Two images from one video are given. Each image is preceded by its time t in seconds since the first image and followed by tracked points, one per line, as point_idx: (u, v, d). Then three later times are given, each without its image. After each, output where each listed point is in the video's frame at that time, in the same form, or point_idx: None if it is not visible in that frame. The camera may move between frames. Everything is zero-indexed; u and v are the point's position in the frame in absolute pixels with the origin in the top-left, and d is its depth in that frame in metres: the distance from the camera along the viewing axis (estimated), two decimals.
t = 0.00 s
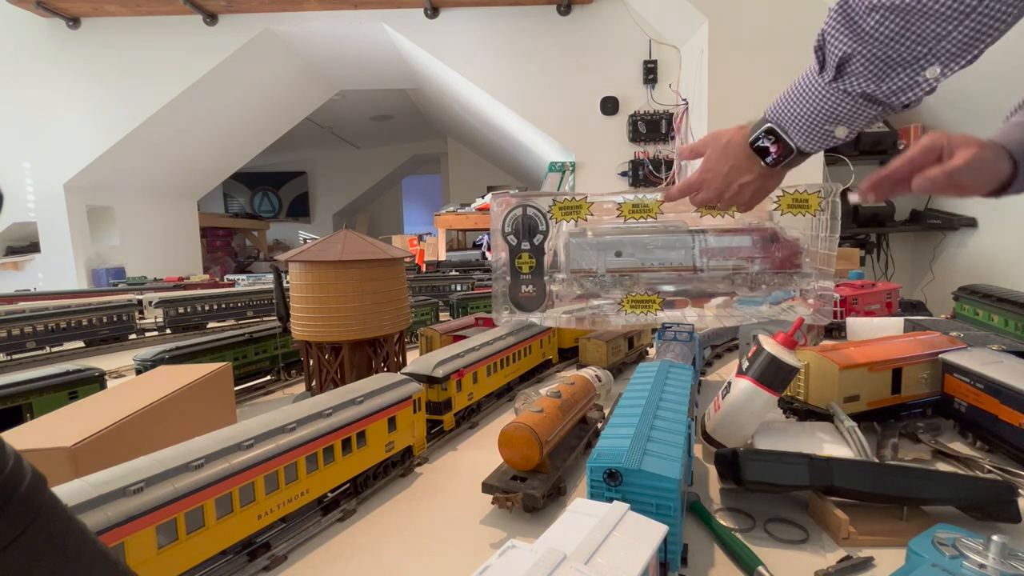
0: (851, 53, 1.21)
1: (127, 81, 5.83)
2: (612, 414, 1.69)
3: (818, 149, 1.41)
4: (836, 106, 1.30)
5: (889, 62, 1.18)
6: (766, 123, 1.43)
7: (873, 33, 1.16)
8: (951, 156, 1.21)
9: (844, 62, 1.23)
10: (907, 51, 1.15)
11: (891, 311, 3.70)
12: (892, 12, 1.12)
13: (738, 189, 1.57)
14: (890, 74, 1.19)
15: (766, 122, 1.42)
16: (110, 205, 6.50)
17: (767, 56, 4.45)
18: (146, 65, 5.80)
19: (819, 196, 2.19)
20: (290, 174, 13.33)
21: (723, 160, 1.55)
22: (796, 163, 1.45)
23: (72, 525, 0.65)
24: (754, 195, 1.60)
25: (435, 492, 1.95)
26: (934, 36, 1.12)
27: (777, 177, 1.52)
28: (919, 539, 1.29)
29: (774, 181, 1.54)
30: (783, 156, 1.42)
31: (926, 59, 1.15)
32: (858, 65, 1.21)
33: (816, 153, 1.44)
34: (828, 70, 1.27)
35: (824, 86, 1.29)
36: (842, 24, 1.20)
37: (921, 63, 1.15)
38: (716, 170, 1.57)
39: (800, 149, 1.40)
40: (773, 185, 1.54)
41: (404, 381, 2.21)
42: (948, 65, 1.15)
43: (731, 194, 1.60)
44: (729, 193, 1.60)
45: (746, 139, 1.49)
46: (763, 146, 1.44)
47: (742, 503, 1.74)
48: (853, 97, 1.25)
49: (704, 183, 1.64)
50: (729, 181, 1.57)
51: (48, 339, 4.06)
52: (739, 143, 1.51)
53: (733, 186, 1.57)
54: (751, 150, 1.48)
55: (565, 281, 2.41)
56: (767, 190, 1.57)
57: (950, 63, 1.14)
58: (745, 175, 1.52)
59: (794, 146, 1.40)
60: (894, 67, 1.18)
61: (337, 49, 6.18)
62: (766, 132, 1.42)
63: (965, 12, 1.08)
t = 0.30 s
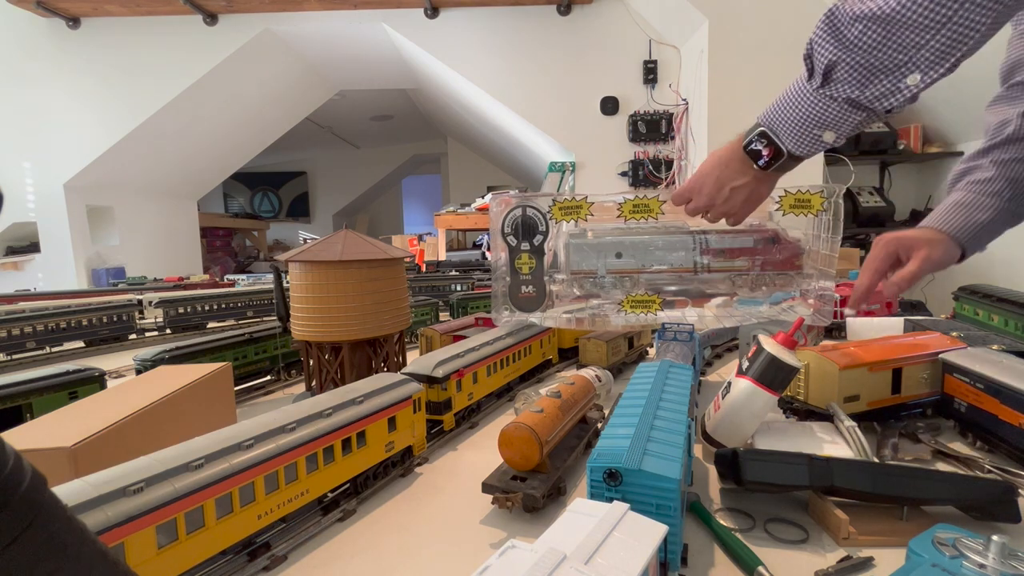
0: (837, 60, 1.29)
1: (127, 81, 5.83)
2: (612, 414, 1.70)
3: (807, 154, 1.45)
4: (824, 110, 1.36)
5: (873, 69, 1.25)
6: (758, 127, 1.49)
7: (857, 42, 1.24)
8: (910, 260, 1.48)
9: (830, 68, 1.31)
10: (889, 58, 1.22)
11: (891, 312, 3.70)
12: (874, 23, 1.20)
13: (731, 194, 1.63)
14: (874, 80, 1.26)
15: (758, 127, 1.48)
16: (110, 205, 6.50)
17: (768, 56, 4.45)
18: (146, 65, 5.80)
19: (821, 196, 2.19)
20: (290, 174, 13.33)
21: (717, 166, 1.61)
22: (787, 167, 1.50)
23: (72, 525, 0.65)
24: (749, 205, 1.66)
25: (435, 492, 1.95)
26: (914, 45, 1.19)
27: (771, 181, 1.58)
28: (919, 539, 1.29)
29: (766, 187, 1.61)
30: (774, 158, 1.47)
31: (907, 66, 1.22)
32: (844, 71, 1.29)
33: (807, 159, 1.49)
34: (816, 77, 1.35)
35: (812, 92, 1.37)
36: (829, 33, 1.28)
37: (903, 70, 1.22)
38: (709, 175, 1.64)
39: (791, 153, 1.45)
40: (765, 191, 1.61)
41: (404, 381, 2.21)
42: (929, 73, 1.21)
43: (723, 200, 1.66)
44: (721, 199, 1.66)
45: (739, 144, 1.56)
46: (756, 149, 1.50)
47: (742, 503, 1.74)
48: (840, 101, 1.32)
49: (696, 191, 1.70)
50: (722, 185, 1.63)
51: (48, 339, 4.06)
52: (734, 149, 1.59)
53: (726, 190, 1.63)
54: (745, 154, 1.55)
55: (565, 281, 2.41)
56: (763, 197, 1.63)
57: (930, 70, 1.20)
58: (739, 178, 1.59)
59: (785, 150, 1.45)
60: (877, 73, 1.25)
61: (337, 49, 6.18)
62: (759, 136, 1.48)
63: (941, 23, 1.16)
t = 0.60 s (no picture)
0: (829, 64, 1.32)
1: (127, 81, 5.83)
2: (612, 414, 1.70)
3: (802, 153, 1.50)
4: (816, 112, 1.40)
5: (863, 72, 1.27)
6: (756, 126, 1.54)
7: (849, 46, 1.26)
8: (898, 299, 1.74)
9: (822, 72, 1.34)
10: (879, 63, 1.24)
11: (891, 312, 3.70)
12: (865, 28, 1.22)
13: (728, 189, 1.70)
14: (865, 83, 1.28)
15: (755, 125, 1.53)
16: (110, 205, 6.50)
17: (768, 56, 4.44)
18: (146, 65, 5.80)
19: (821, 196, 2.19)
20: (290, 174, 13.33)
21: (715, 164, 1.68)
22: (783, 165, 1.55)
23: (71, 525, 0.65)
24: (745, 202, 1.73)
25: (435, 492, 1.95)
26: (903, 50, 1.20)
27: (767, 179, 1.64)
28: (919, 539, 1.29)
29: (762, 185, 1.66)
30: (770, 157, 1.53)
31: (896, 70, 1.23)
32: (835, 74, 1.32)
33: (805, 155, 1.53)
34: (810, 79, 1.38)
35: (807, 94, 1.40)
36: (822, 38, 1.31)
37: (892, 74, 1.24)
38: (707, 172, 1.70)
39: (787, 151, 1.50)
40: (761, 188, 1.66)
41: (404, 381, 2.21)
42: (918, 76, 1.23)
43: (721, 196, 1.73)
44: (719, 195, 1.74)
45: (737, 142, 1.61)
46: (753, 147, 1.55)
47: (743, 503, 1.74)
48: (833, 104, 1.35)
49: (695, 188, 1.77)
50: (721, 181, 1.69)
51: (48, 339, 4.06)
52: (732, 147, 1.64)
53: (724, 186, 1.70)
54: (741, 151, 1.60)
55: (565, 281, 2.40)
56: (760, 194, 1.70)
57: (918, 74, 1.22)
58: (736, 175, 1.65)
59: (781, 148, 1.50)
60: (868, 76, 1.27)
61: (337, 49, 6.18)
62: (756, 134, 1.53)
63: (929, 30, 1.17)
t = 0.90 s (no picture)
0: (831, 61, 1.32)
1: (127, 81, 5.83)
2: (612, 414, 1.70)
3: (804, 151, 1.49)
4: (818, 109, 1.40)
5: (866, 69, 1.27)
6: (758, 124, 1.54)
7: (851, 43, 1.26)
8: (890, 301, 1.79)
9: (824, 68, 1.35)
10: (881, 60, 1.24)
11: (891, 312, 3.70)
12: (867, 25, 1.23)
13: (731, 188, 1.69)
14: (868, 80, 1.28)
15: (758, 123, 1.53)
16: (110, 206, 6.50)
17: (768, 56, 4.44)
18: (146, 65, 5.80)
19: (821, 196, 2.19)
20: (290, 174, 13.33)
21: (718, 161, 1.66)
22: (785, 163, 1.55)
23: (72, 524, 0.65)
24: (746, 200, 1.72)
25: (435, 492, 1.95)
26: (905, 47, 1.21)
27: (769, 177, 1.63)
28: (919, 539, 1.29)
29: (765, 183, 1.66)
30: (772, 154, 1.53)
31: (899, 67, 1.24)
32: (837, 71, 1.32)
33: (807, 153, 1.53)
34: (812, 76, 1.38)
35: (809, 91, 1.40)
36: (824, 35, 1.31)
37: (895, 71, 1.24)
38: (709, 170, 1.69)
39: (789, 149, 1.50)
40: (764, 186, 1.66)
41: (404, 381, 2.21)
42: (921, 72, 1.23)
43: (723, 194, 1.71)
44: (721, 194, 1.71)
45: (739, 140, 1.61)
46: (756, 145, 1.55)
47: (743, 504, 1.74)
48: (834, 102, 1.36)
49: (697, 186, 1.75)
50: (724, 179, 1.68)
51: (48, 339, 4.06)
52: (734, 145, 1.64)
53: (726, 185, 1.68)
54: (744, 149, 1.60)
55: (565, 281, 2.40)
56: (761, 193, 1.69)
57: (921, 71, 1.22)
58: (739, 172, 1.65)
59: (783, 146, 1.50)
60: (870, 74, 1.28)
61: (337, 49, 6.19)
62: (759, 132, 1.53)
63: (930, 27, 1.17)
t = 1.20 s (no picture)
0: (850, 67, 1.32)
1: (128, 81, 5.83)
2: (613, 414, 1.70)
3: (823, 158, 1.49)
4: (838, 115, 1.40)
5: (886, 74, 1.27)
6: (774, 131, 1.54)
7: (870, 48, 1.26)
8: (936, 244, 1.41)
9: (843, 75, 1.34)
10: (902, 64, 1.24)
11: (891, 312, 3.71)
12: (886, 29, 1.22)
13: (748, 196, 1.70)
14: (888, 84, 1.28)
15: (774, 131, 1.53)
16: (110, 206, 6.50)
17: (768, 57, 4.44)
18: (146, 64, 5.80)
19: (820, 196, 2.19)
20: (290, 174, 13.33)
21: (734, 169, 1.68)
22: (803, 170, 1.55)
23: (71, 524, 0.65)
24: (765, 207, 1.73)
25: (435, 492, 1.95)
26: (927, 49, 1.20)
27: (785, 186, 1.64)
28: (919, 539, 1.29)
29: (782, 191, 1.66)
30: (790, 162, 1.53)
31: (920, 71, 1.23)
32: (856, 77, 1.32)
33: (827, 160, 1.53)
34: (829, 82, 1.38)
35: (827, 98, 1.40)
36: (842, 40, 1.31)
37: (917, 75, 1.24)
38: (726, 178, 1.71)
39: (807, 157, 1.49)
40: (781, 194, 1.67)
41: (404, 381, 2.21)
42: (944, 76, 1.22)
43: (741, 202, 1.73)
44: (739, 201, 1.74)
45: (756, 149, 1.62)
46: (772, 153, 1.55)
47: (742, 503, 1.74)
48: (854, 107, 1.35)
49: (715, 193, 1.77)
50: (740, 188, 1.70)
51: (48, 339, 4.06)
52: (751, 153, 1.65)
53: (743, 193, 1.70)
54: (760, 158, 1.61)
55: (565, 281, 2.40)
56: (781, 199, 1.70)
57: (945, 74, 1.21)
58: (755, 181, 1.66)
59: (801, 154, 1.50)
60: (891, 78, 1.27)
61: (337, 49, 6.19)
62: (775, 140, 1.53)
63: (954, 29, 1.16)
